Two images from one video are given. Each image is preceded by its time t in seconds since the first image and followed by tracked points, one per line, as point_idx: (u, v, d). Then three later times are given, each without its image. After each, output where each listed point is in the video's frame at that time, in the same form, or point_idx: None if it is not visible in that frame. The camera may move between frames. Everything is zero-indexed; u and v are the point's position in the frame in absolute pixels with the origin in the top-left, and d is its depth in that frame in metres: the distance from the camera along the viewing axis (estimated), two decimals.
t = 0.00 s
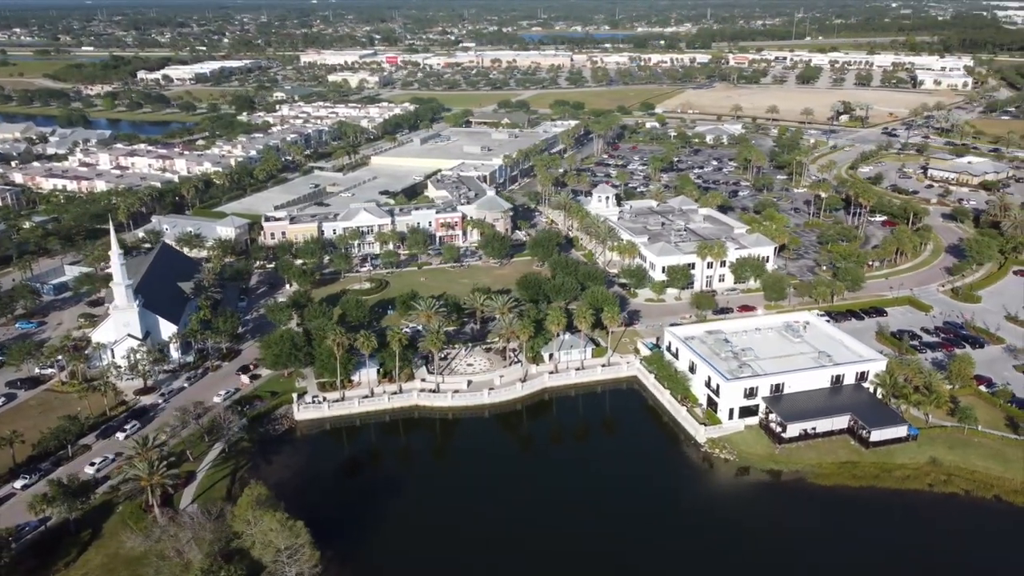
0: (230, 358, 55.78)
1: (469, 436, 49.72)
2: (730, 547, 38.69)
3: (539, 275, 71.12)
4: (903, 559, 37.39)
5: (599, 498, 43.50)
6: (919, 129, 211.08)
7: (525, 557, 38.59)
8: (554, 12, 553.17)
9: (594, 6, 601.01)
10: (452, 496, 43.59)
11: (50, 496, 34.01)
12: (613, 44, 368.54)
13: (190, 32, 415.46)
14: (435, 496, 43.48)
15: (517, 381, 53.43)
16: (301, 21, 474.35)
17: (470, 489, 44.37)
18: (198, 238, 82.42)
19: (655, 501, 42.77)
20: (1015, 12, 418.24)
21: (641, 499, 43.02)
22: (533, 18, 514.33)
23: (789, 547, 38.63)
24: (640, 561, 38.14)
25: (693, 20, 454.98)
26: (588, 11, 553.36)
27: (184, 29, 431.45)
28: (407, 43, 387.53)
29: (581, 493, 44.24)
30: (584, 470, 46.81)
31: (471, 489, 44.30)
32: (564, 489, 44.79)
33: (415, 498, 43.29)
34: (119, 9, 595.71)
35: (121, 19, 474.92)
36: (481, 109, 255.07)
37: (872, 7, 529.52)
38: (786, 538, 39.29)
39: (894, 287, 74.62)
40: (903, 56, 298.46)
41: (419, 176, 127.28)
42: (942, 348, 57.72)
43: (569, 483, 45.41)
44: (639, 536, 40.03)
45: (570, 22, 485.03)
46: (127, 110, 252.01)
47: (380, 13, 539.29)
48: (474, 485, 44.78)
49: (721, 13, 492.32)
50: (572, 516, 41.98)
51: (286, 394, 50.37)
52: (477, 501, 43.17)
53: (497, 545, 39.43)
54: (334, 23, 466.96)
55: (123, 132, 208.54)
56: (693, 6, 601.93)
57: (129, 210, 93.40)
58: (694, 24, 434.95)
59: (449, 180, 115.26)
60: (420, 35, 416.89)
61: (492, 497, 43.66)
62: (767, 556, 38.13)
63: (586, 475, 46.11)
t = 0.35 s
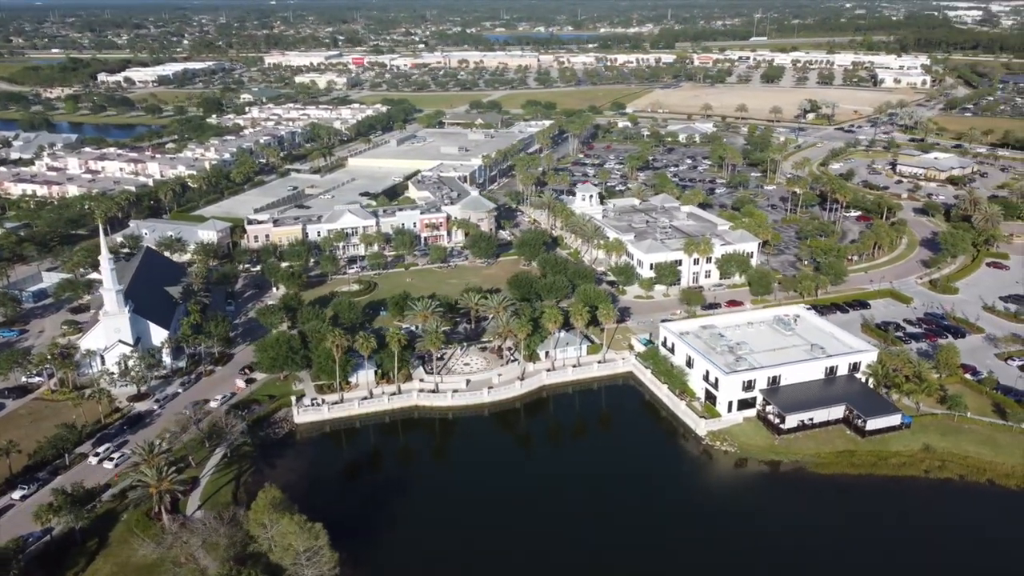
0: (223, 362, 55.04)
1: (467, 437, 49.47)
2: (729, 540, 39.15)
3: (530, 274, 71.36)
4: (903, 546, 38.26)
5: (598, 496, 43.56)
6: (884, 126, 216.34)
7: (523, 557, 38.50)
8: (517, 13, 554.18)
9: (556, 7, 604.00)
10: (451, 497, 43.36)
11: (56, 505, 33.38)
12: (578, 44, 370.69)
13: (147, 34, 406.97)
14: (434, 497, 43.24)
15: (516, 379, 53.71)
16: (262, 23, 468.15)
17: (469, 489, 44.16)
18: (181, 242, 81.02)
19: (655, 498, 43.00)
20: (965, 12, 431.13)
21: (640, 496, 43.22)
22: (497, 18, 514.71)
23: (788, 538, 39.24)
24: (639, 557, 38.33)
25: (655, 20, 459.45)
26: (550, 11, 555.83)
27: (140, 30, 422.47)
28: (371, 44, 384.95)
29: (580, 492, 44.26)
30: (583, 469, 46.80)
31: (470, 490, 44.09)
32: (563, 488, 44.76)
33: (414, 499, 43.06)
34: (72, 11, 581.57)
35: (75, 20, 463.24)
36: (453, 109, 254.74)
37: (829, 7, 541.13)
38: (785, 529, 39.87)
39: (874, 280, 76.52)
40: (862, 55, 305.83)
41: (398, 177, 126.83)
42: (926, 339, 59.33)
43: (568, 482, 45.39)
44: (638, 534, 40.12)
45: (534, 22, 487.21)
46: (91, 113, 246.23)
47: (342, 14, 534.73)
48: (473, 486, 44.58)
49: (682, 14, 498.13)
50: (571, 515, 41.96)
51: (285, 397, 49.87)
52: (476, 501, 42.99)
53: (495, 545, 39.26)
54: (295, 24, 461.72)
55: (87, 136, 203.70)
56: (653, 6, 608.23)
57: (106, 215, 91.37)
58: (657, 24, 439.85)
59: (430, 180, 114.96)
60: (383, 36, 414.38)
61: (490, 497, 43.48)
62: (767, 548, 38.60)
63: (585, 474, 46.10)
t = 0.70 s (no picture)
0: (216, 366, 54.34)
1: (465, 439, 49.14)
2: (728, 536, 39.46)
3: (521, 273, 71.61)
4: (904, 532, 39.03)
5: (600, 492, 43.87)
6: (852, 124, 220.89)
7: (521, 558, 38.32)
8: (480, 13, 554.08)
9: (520, 7, 604.99)
10: (451, 499, 43.10)
11: (66, 512, 32.77)
12: (545, 45, 372.05)
13: (105, 35, 398.37)
14: (432, 499, 42.95)
15: (515, 376, 53.90)
16: (224, 23, 461.20)
17: (468, 491, 43.88)
18: (164, 246, 79.66)
19: (654, 496, 43.15)
20: (920, 12, 442.42)
21: (642, 490, 43.72)
22: (462, 19, 514.23)
23: (789, 530, 39.70)
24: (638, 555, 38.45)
25: (619, 21, 463.12)
26: (514, 12, 557.34)
27: (98, 32, 413.34)
28: (338, 45, 381.91)
29: (579, 491, 44.19)
30: (582, 469, 46.72)
31: (471, 491, 43.92)
32: (563, 488, 44.67)
33: (413, 502, 42.73)
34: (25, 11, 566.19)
35: (30, 21, 451.43)
36: (427, 110, 254.04)
37: (789, 8, 550.73)
38: (786, 521, 40.37)
39: (856, 273, 78.22)
40: (825, 54, 311.97)
41: (378, 178, 126.22)
42: (911, 329, 60.87)
43: (568, 482, 45.29)
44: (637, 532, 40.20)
45: (501, 22, 488.13)
46: (54, 116, 240.43)
47: (305, 15, 529.35)
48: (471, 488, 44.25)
49: (645, 15, 502.68)
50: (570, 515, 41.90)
51: (284, 399, 49.46)
52: (477, 503, 42.77)
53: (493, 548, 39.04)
54: (258, 25, 456.16)
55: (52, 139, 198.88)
56: (616, 6, 612.80)
57: (84, 219, 89.43)
58: (623, 24, 443.50)
59: (412, 180, 114.65)
60: (349, 37, 411.42)
61: (489, 498, 43.26)
62: (767, 541, 39.05)
63: (584, 474, 45.99)
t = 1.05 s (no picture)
0: (210, 368, 53.62)
1: (464, 442, 48.69)
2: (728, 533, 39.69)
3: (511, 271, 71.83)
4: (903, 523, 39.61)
5: (601, 488, 44.17)
6: (820, 121, 225.19)
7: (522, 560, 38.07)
8: (443, 13, 552.94)
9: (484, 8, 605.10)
10: (453, 499, 43.04)
11: (75, 518, 32.31)
12: (511, 45, 372.61)
13: (61, 36, 388.64)
14: (435, 499, 42.89)
15: (513, 373, 54.09)
16: (184, 24, 452.98)
17: (471, 489, 43.92)
18: (147, 249, 78.22)
19: (656, 496, 43.07)
20: (875, 12, 452.83)
21: (642, 485, 44.11)
22: (427, 19, 512.58)
23: (789, 525, 40.07)
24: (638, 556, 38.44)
25: (582, 21, 465.86)
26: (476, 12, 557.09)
27: (53, 33, 402.99)
28: (303, 46, 377.94)
29: (579, 492, 44.02)
30: (581, 469, 46.52)
31: (473, 489, 43.93)
32: (563, 490, 44.43)
33: (414, 505, 42.31)
34: None
35: None
36: (399, 110, 252.86)
37: (749, 7, 559.24)
38: (787, 517, 40.74)
39: (837, 266, 80.01)
40: (788, 53, 317.53)
41: (357, 179, 125.37)
42: (895, 320, 62.49)
43: (568, 477, 45.76)
44: (636, 532, 40.20)
45: (465, 22, 487.29)
46: (15, 118, 233.91)
47: (267, 15, 522.46)
48: (471, 490, 43.84)
49: (608, 15, 506.38)
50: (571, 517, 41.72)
51: (283, 400, 49.06)
52: (480, 502, 42.78)
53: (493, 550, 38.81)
54: (219, 26, 449.23)
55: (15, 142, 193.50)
56: (580, 6, 616.39)
57: (61, 223, 87.39)
58: (587, 25, 446.11)
59: (393, 180, 114.17)
60: (312, 37, 407.55)
61: (489, 500, 43.00)
62: (767, 537, 39.33)
63: (584, 476, 45.77)
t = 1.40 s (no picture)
0: (204, 372, 52.87)
1: (465, 444, 48.39)
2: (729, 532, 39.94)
3: (501, 269, 72.21)
4: (902, 517, 40.30)
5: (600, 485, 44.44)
6: (787, 118, 229.23)
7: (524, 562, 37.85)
8: (406, 14, 550.65)
9: (446, 8, 603.67)
10: (455, 497, 43.05)
11: (86, 525, 31.79)
12: (477, 45, 372.46)
13: (14, 38, 377.77)
14: (438, 499, 42.77)
15: (511, 370, 54.35)
16: (143, 25, 443.69)
17: (472, 489, 43.93)
18: (129, 253, 76.76)
19: (658, 496, 43.11)
20: (832, 12, 461.81)
21: (642, 481, 44.50)
22: (390, 19, 509.52)
23: (790, 522, 40.52)
24: (640, 556, 38.44)
25: (546, 22, 467.37)
26: (439, 12, 555.22)
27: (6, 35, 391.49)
28: (267, 46, 373.20)
29: (581, 492, 43.93)
30: (582, 469, 46.38)
31: (475, 488, 43.93)
32: (565, 491, 44.28)
33: (416, 508, 41.97)
34: None
35: None
36: (371, 111, 251.26)
37: (709, 7, 566.05)
38: (789, 513, 41.16)
39: (818, 261, 81.74)
40: (752, 52, 322.60)
41: (336, 180, 124.44)
42: (879, 311, 64.14)
43: (567, 474, 45.99)
44: (638, 532, 40.25)
45: (429, 23, 485.51)
46: None
47: (227, 15, 514.12)
48: (473, 493, 43.52)
49: (572, 15, 508.81)
50: (574, 517, 41.59)
51: (283, 402, 48.69)
52: (482, 501, 42.75)
53: (497, 553, 38.53)
54: (179, 27, 441.17)
55: None
56: (543, 6, 618.11)
57: (37, 228, 85.36)
58: (552, 25, 447.66)
59: (373, 180, 113.61)
60: (275, 38, 402.75)
61: (494, 498, 43.15)
62: (768, 535, 39.71)
63: (585, 475, 45.66)
